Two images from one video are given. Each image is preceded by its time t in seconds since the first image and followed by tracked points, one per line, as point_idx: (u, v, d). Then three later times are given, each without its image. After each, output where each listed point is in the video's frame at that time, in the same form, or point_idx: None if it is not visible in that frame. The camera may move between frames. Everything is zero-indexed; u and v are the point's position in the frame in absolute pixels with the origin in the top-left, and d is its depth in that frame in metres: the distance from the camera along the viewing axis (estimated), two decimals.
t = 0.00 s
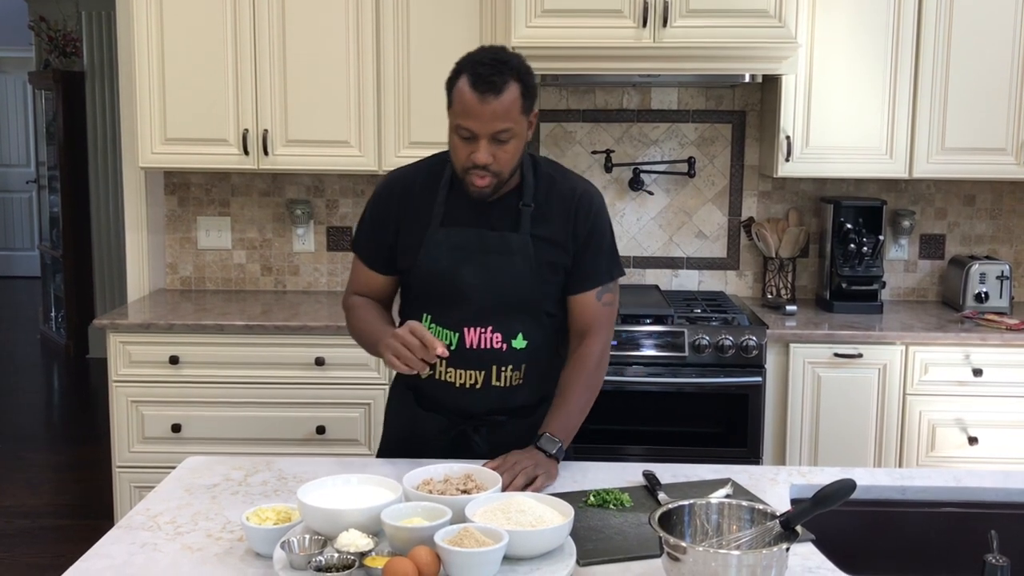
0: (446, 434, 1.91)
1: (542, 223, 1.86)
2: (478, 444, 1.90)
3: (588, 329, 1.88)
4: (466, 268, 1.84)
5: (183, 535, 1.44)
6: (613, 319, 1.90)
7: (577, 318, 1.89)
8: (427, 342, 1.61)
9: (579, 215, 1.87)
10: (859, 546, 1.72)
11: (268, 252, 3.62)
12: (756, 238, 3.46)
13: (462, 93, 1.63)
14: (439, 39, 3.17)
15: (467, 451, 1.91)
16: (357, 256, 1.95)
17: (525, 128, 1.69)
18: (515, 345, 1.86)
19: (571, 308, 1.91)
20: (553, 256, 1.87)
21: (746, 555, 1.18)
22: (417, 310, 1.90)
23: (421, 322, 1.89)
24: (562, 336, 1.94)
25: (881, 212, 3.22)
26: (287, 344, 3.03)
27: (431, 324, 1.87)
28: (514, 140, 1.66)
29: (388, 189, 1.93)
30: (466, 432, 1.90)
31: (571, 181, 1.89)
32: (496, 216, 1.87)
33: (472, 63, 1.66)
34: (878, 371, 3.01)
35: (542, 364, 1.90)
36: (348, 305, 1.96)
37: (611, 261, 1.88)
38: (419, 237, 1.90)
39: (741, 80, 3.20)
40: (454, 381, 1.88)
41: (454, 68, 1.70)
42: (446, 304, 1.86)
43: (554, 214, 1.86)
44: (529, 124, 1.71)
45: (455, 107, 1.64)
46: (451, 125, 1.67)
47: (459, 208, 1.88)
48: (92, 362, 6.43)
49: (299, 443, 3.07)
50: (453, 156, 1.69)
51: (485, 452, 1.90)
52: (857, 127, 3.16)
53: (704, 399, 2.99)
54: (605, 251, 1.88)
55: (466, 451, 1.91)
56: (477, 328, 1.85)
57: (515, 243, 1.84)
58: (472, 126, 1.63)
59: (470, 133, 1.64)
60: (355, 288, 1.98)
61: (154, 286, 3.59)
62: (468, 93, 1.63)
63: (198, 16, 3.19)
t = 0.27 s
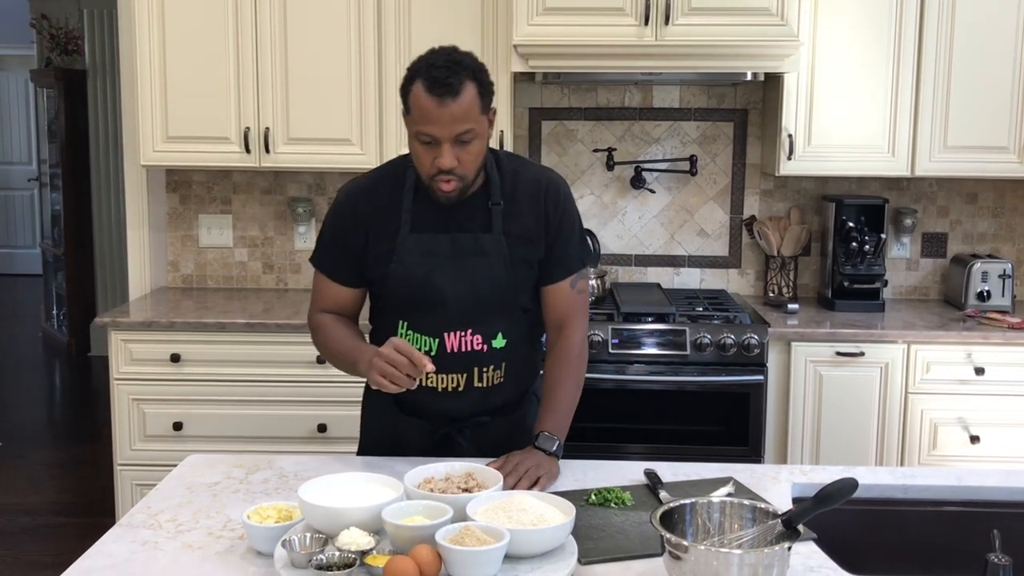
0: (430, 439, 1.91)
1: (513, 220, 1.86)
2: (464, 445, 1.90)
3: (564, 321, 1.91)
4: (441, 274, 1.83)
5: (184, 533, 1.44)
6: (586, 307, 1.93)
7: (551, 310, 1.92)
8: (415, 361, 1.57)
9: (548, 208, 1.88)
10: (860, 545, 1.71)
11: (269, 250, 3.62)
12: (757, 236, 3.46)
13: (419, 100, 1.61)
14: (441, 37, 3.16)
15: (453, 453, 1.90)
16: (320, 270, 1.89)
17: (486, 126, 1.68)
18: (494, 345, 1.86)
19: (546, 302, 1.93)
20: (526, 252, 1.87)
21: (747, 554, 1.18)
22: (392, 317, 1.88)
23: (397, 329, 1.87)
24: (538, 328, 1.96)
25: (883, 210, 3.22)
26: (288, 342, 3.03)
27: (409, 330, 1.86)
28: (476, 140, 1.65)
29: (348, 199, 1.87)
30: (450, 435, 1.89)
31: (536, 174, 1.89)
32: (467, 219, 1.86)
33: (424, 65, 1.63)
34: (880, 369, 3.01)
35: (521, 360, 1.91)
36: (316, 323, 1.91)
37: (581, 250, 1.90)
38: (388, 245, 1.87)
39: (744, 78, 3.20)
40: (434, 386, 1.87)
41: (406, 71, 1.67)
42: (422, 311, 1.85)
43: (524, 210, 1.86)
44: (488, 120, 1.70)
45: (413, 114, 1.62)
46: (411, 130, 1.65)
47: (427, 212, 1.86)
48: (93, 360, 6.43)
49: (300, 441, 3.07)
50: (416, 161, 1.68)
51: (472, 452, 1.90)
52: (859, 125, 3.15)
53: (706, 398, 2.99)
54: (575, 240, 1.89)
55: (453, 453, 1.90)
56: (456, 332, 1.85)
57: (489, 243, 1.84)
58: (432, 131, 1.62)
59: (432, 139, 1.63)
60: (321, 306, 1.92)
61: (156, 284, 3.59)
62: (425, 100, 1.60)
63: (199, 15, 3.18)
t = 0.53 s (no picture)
0: (425, 439, 1.91)
1: (502, 217, 1.85)
2: (460, 442, 1.91)
3: (550, 317, 1.93)
4: (434, 276, 1.81)
5: (185, 531, 1.43)
6: (570, 298, 1.96)
7: (538, 306, 1.93)
8: (415, 370, 1.56)
9: (535, 203, 1.87)
10: (862, 542, 1.71)
11: (272, 247, 3.62)
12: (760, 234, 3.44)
13: (405, 101, 1.60)
14: (443, 33, 3.16)
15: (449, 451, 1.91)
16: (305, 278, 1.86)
17: (473, 122, 1.67)
18: (488, 342, 1.88)
19: (532, 296, 1.93)
20: (516, 249, 1.86)
21: (750, 552, 1.17)
22: (383, 320, 1.87)
23: (390, 331, 1.87)
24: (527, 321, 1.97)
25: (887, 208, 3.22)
26: (291, 340, 3.03)
27: (402, 332, 1.86)
28: (465, 138, 1.64)
29: (332, 204, 1.84)
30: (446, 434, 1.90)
31: (520, 168, 1.88)
32: (456, 219, 1.84)
33: (407, 66, 1.62)
34: (883, 367, 3.00)
35: (513, 355, 1.93)
36: (303, 332, 1.86)
37: (566, 241, 1.91)
38: (376, 248, 1.84)
39: (747, 75, 3.19)
40: (430, 386, 1.87)
41: (388, 73, 1.66)
42: (415, 312, 1.84)
43: (513, 206, 1.85)
44: (475, 117, 1.69)
45: (400, 115, 1.61)
46: (398, 132, 1.64)
47: (415, 213, 1.84)
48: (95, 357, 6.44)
49: (303, 438, 3.07)
50: (405, 163, 1.67)
51: (468, 449, 1.91)
52: (862, 122, 3.14)
53: (708, 395, 2.98)
54: (561, 232, 1.90)
55: (449, 451, 1.91)
56: (450, 332, 1.85)
57: (480, 243, 1.83)
58: (421, 132, 1.61)
59: (421, 139, 1.62)
60: (309, 315, 1.88)
61: (158, 281, 3.59)
62: (411, 100, 1.59)
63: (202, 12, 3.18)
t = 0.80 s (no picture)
0: (433, 439, 1.90)
1: (513, 216, 1.85)
2: (467, 443, 1.90)
3: (559, 314, 1.92)
4: (445, 274, 1.82)
5: (188, 528, 1.44)
6: (580, 297, 1.95)
7: (547, 303, 1.93)
8: (425, 375, 1.56)
9: (547, 202, 1.87)
10: (863, 539, 1.71)
11: (274, 245, 3.62)
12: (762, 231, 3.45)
13: (415, 100, 1.60)
14: (445, 31, 3.15)
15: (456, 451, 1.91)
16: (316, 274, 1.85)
17: (483, 122, 1.66)
18: (498, 341, 1.88)
19: (541, 294, 1.93)
20: (526, 248, 1.87)
21: (752, 550, 1.17)
22: (393, 317, 1.88)
23: (399, 329, 1.87)
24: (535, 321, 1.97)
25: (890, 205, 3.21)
26: (293, 337, 3.03)
27: (411, 330, 1.86)
28: (474, 138, 1.64)
29: (343, 201, 1.83)
30: (453, 433, 1.90)
31: (532, 166, 1.88)
32: (467, 217, 1.84)
33: (418, 65, 1.62)
34: (886, 365, 3.00)
35: (522, 354, 1.93)
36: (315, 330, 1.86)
37: (577, 241, 1.91)
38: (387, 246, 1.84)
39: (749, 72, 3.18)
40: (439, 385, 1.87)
41: (399, 71, 1.66)
42: (426, 311, 1.84)
43: (524, 205, 1.85)
44: (485, 117, 1.68)
45: (410, 114, 1.61)
46: (408, 131, 1.64)
47: (426, 211, 1.84)
48: (98, 355, 6.44)
49: (305, 436, 3.07)
50: (415, 162, 1.67)
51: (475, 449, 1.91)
52: (865, 119, 3.14)
53: (711, 393, 2.98)
54: (571, 231, 1.90)
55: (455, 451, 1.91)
56: (460, 330, 1.85)
57: (491, 242, 1.83)
58: (430, 131, 1.60)
59: (430, 139, 1.62)
60: (319, 312, 1.87)
61: (161, 279, 3.59)
62: (421, 100, 1.59)
63: (203, 10, 3.18)
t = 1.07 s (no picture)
0: (448, 436, 1.93)
1: (539, 217, 1.84)
2: (481, 442, 1.93)
3: (575, 315, 1.90)
4: (467, 272, 1.83)
5: (189, 527, 1.44)
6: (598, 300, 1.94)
7: (565, 303, 1.91)
8: (436, 397, 1.54)
9: (573, 204, 1.86)
10: (863, 538, 1.72)
11: (274, 244, 3.62)
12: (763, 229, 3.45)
13: (448, 95, 1.59)
14: (445, 29, 3.15)
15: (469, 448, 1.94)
16: (342, 268, 1.85)
17: (515, 123, 1.66)
18: (517, 343, 1.89)
19: (559, 294, 1.92)
20: (550, 249, 1.86)
21: (753, 548, 1.17)
22: (414, 312, 1.89)
23: (420, 325, 1.89)
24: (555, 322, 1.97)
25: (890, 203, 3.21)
26: (293, 336, 3.03)
27: (432, 326, 1.88)
28: (504, 137, 1.63)
29: (371, 194, 1.83)
30: (467, 431, 1.92)
31: (560, 166, 1.87)
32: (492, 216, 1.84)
33: (454, 60, 1.62)
34: (887, 362, 3.00)
35: (541, 356, 1.94)
36: (342, 327, 1.86)
37: (602, 244, 1.90)
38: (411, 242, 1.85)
39: (749, 70, 3.18)
40: (456, 383, 1.90)
41: (435, 64, 1.65)
42: (447, 308, 1.86)
43: (551, 205, 1.85)
44: (518, 118, 1.68)
45: (441, 109, 1.61)
46: (439, 126, 1.64)
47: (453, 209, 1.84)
48: (100, 354, 6.44)
49: (306, 435, 3.07)
50: (444, 157, 1.66)
51: (488, 448, 1.93)
52: (865, 117, 3.13)
53: (711, 391, 2.98)
54: (596, 233, 1.89)
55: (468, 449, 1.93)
56: (479, 329, 1.87)
57: (515, 243, 1.83)
58: (461, 127, 1.60)
59: (460, 135, 1.61)
60: (346, 307, 1.87)
61: (161, 278, 3.59)
62: (454, 95, 1.59)
63: (203, 9, 3.18)
